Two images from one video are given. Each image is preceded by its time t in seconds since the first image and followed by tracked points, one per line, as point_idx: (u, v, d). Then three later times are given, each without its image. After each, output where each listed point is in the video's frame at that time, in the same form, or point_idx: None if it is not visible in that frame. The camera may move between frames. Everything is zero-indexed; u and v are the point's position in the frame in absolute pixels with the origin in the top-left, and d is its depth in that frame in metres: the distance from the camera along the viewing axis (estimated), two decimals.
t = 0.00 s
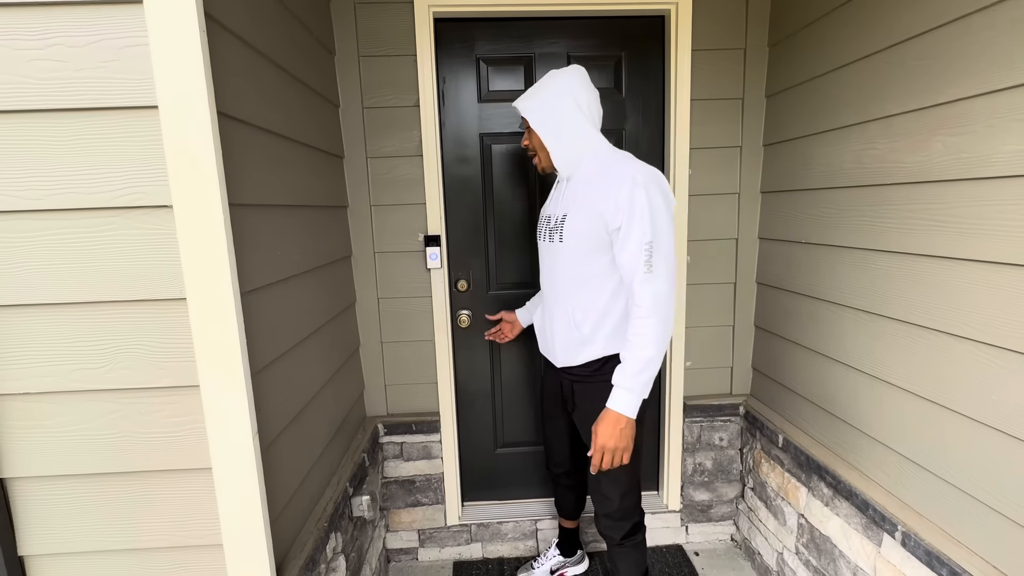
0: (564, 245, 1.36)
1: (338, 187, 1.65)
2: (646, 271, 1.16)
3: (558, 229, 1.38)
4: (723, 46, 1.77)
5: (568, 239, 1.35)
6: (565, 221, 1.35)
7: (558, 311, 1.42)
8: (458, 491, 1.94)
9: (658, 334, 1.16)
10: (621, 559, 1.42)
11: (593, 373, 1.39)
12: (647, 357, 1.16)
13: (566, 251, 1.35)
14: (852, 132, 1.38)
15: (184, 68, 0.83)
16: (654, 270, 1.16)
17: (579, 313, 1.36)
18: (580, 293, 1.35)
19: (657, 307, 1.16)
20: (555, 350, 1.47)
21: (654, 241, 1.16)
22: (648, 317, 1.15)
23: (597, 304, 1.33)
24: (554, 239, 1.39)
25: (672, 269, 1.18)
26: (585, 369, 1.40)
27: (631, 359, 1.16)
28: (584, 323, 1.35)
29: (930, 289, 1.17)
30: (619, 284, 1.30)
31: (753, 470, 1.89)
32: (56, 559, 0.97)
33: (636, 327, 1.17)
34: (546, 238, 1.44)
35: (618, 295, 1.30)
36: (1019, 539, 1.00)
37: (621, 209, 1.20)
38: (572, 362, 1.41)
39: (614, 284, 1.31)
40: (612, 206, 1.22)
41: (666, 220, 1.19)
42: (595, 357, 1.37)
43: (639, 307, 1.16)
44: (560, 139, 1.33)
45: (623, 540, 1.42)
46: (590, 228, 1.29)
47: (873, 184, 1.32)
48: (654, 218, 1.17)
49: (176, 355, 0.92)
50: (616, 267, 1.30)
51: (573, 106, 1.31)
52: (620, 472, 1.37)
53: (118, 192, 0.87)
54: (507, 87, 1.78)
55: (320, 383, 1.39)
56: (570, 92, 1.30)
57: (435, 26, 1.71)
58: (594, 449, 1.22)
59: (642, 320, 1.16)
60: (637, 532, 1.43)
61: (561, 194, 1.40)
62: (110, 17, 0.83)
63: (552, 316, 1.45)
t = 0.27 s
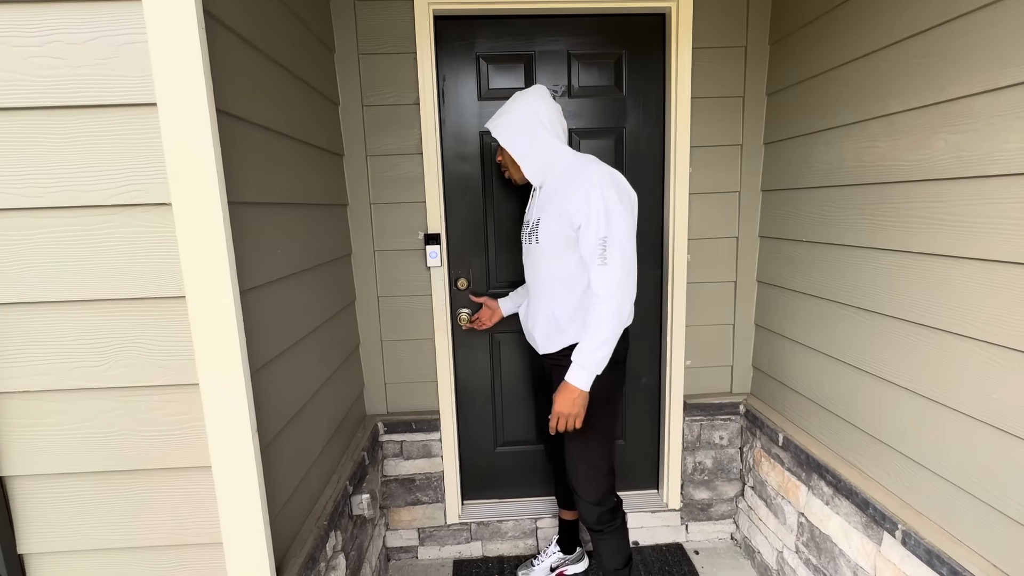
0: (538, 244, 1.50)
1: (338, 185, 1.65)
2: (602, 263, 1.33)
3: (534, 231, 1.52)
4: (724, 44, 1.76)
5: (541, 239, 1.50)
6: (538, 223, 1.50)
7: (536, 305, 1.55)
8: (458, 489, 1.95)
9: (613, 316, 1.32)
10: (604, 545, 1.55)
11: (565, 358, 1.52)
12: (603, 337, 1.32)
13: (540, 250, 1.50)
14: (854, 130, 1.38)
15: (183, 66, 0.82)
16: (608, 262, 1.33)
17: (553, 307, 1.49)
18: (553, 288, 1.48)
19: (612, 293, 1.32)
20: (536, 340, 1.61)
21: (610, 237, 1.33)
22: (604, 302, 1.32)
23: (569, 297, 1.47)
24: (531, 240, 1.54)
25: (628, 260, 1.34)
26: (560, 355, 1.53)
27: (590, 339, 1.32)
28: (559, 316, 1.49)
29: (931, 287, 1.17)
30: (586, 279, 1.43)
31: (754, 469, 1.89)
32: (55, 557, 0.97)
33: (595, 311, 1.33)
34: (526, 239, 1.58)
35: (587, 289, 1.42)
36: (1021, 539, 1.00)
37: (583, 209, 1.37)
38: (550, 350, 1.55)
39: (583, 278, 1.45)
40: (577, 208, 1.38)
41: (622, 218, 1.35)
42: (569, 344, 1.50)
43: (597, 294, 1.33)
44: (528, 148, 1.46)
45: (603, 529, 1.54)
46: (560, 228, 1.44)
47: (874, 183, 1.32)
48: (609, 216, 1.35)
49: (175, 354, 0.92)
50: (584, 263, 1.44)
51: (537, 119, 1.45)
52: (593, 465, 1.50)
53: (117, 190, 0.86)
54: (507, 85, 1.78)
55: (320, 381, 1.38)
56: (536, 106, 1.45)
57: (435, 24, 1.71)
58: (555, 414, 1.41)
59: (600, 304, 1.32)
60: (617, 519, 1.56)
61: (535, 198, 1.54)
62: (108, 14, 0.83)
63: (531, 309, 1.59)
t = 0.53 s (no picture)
0: (531, 239, 1.56)
1: (338, 183, 1.65)
2: (593, 249, 1.40)
3: (525, 227, 1.59)
4: (725, 41, 1.76)
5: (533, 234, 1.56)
6: (529, 218, 1.56)
7: (532, 300, 1.59)
8: (459, 487, 1.95)
9: (605, 298, 1.40)
10: (577, 524, 1.61)
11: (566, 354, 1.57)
12: (593, 316, 1.39)
13: (532, 244, 1.56)
14: (855, 129, 1.37)
15: (183, 63, 0.82)
16: (599, 247, 1.40)
17: (552, 298, 1.54)
18: (548, 279, 1.54)
19: (603, 277, 1.39)
20: (533, 337, 1.64)
21: (599, 222, 1.41)
22: (595, 284, 1.39)
23: (564, 286, 1.52)
24: (522, 236, 1.60)
25: (619, 245, 1.41)
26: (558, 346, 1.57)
27: (580, 319, 1.40)
28: (557, 305, 1.54)
29: (932, 285, 1.17)
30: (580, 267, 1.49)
31: (754, 467, 1.89)
32: (56, 555, 0.97)
33: (587, 295, 1.40)
34: (518, 237, 1.64)
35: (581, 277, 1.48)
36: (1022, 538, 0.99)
37: (573, 198, 1.44)
38: (549, 343, 1.58)
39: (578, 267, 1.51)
40: (567, 198, 1.45)
41: (612, 206, 1.42)
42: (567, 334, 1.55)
43: (588, 277, 1.40)
44: (513, 147, 1.53)
45: (578, 511, 1.60)
46: (551, 221, 1.50)
47: (876, 181, 1.31)
48: (598, 203, 1.41)
49: (176, 352, 0.91)
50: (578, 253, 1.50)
51: (521, 120, 1.53)
52: (570, 451, 1.57)
53: (118, 187, 0.86)
54: (507, 83, 1.78)
55: (321, 379, 1.39)
56: (517, 108, 1.54)
57: (436, 22, 1.71)
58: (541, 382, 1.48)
59: (592, 287, 1.39)
60: (592, 501, 1.62)
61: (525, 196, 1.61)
62: (108, 10, 0.83)
63: (527, 305, 1.63)
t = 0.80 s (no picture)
0: (526, 236, 1.56)
1: (338, 181, 1.64)
2: (587, 245, 1.40)
3: (521, 224, 1.59)
4: (726, 40, 1.75)
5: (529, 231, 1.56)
6: (525, 215, 1.56)
7: (526, 297, 1.59)
8: (458, 486, 1.95)
9: (602, 294, 1.40)
10: (580, 520, 1.61)
11: (560, 352, 1.57)
12: (597, 316, 1.40)
13: (528, 241, 1.56)
14: (856, 127, 1.37)
15: (182, 61, 0.82)
16: (593, 243, 1.40)
17: (545, 294, 1.54)
18: (542, 276, 1.54)
19: (597, 272, 1.39)
20: (526, 334, 1.64)
21: (593, 219, 1.41)
22: (591, 280, 1.39)
23: (559, 283, 1.53)
24: (518, 233, 1.60)
25: (612, 240, 1.41)
26: (552, 345, 1.57)
27: (585, 319, 1.40)
28: (550, 302, 1.54)
29: (933, 285, 1.16)
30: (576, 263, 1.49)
31: (754, 466, 1.89)
32: (56, 553, 0.97)
33: (585, 291, 1.40)
34: (513, 234, 1.64)
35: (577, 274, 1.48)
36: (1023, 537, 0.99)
37: (568, 194, 1.44)
38: (542, 340, 1.58)
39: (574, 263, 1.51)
40: (563, 195, 1.45)
41: (604, 201, 1.42)
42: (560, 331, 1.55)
43: (584, 273, 1.40)
44: (509, 146, 1.53)
45: (579, 506, 1.61)
46: (547, 218, 1.50)
47: (876, 180, 1.31)
48: (591, 199, 1.42)
49: (175, 350, 0.91)
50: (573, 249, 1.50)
51: (517, 118, 1.53)
52: (570, 448, 1.57)
53: (117, 185, 0.86)
54: (507, 81, 1.77)
55: (320, 378, 1.38)
56: (513, 107, 1.54)
57: (436, 19, 1.70)
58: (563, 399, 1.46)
59: (589, 283, 1.40)
60: (593, 497, 1.62)
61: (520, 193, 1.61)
62: (107, 7, 0.82)
63: (521, 302, 1.63)
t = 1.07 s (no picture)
0: (525, 233, 1.55)
1: (336, 179, 1.64)
2: (592, 242, 1.39)
3: (520, 221, 1.58)
4: (726, 38, 1.75)
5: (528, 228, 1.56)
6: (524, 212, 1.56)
7: (523, 293, 1.59)
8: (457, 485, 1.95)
9: (606, 291, 1.39)
10: (577, 518, 1.61)
11: (556, 349, 1.57)
12: (601, 313, 1.39)
13: (527, 238, 1.55)
14: (856, 126, 1.37)
15: (179, 58, 0.81)
16: (598, 240, 1.39)
17: (542, 291, 1.54)
18: (541, 273, 1.53)
19: (601, 269, 1.39)
20: (522, 331, 1.63)
21: (596, 216, 1.40)
22: (594, 277, 1.39)
23: (558, 281, 1.52)
24: (516, 230, 1.59)
25: (613, 238, 1.41)
26: (549, 343, 1.57)
27: (590, 316, 1.39)
28: (547, 298, 1.53)
29: (932, 284, 1.16)
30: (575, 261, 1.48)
31: (752, 465, 1.89)
32: (53, 553, 0.96)
33: (589, 289, 1.40)
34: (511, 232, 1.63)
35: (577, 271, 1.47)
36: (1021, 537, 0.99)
37: (568, 192, 1.44)
38: (539, 337, 1.58)
39: (573, 261, 1.51)
40: (565, 192, 1.45)
41: (605, 199, 1.42)
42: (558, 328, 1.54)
43: (587, 270, 1.40)
44: (512, 143, 1.53)
45: (574, 504, 1.61)
46: (548, 216, 1.50)
47: (876, 179, 1.31)
48: (593, 197, 1.41)
49: (172, 348, 0.91)
50: (572, 247, 1.50)
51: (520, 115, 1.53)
52: (565, 446, 1.57)
53: (113, 182, 0.85)
54: (506, 79, 1.77)
55: (319, 377, 1.38)
56: (516, 104, 1.54)
57: (435, 17, 1.70)
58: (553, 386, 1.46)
59: (591, 281, 1.39)
60: (590, 495, 1.62)
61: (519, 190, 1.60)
62: (103, 4, 0.82)
63: (518, 299, 1.62)
